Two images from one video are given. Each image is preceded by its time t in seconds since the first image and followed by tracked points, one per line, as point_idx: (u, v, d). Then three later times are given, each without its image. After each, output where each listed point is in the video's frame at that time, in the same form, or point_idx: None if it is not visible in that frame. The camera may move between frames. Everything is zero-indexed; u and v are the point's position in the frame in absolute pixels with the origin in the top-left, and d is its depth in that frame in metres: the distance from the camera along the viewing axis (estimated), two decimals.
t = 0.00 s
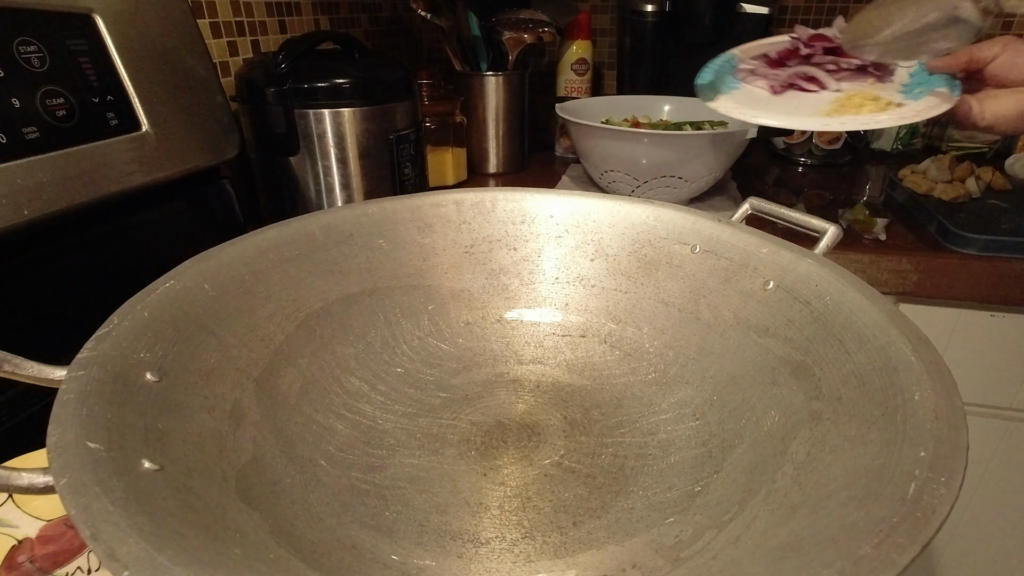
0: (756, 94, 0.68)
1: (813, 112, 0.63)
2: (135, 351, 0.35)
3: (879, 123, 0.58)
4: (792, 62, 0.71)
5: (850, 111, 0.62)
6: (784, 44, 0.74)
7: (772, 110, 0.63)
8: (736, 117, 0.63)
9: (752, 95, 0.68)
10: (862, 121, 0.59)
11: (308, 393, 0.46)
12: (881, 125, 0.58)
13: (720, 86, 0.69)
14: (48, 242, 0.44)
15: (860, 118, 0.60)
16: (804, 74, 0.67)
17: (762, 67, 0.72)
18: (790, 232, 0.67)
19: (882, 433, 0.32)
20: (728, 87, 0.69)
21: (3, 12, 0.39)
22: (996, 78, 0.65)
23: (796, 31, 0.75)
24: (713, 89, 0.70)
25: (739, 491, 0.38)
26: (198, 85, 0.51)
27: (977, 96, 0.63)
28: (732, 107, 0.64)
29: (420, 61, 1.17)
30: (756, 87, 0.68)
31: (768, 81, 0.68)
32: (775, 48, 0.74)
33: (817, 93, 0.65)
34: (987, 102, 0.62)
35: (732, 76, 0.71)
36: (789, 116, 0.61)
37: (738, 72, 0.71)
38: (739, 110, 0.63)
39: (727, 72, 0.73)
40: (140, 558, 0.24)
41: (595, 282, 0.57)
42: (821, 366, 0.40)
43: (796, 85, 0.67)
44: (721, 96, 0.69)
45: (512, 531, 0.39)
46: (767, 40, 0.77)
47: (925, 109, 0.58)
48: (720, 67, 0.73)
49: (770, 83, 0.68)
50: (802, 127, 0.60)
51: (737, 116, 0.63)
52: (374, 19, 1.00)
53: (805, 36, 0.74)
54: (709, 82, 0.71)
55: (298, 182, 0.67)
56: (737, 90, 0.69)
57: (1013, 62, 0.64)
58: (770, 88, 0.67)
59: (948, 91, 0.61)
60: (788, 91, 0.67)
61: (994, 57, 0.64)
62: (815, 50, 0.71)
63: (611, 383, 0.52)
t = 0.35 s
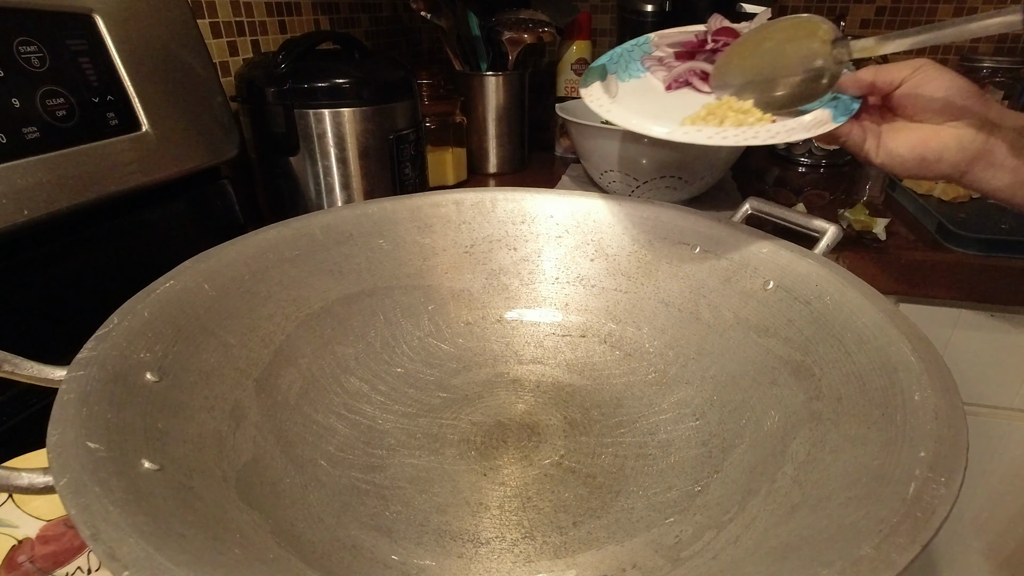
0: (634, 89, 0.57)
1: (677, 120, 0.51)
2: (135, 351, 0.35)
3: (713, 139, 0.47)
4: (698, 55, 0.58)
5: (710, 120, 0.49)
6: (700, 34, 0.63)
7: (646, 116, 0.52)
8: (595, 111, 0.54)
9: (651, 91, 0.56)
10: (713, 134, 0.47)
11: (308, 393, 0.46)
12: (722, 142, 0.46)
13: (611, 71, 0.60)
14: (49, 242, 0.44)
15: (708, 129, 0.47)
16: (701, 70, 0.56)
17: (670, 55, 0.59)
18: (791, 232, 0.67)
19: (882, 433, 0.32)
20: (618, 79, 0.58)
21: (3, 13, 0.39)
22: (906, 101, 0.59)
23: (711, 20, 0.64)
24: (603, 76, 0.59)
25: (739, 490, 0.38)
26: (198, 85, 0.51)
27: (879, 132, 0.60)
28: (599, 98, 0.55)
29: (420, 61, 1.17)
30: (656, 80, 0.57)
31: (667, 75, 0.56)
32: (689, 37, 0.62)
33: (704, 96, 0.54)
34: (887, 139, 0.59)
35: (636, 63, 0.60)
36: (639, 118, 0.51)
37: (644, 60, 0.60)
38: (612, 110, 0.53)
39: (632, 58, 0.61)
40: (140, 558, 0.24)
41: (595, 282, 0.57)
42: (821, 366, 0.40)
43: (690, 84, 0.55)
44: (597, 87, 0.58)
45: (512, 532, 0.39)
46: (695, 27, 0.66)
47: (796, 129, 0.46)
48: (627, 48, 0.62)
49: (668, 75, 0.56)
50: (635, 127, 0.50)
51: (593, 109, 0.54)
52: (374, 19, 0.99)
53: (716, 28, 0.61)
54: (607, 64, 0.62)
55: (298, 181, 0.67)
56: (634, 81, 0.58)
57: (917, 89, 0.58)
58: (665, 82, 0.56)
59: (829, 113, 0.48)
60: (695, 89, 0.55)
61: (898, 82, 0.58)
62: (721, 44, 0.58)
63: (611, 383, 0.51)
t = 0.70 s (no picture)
0: (600, 121, 0.64)
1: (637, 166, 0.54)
2: (135, 351, 0.35)
3: (661, 183, 0.50)
4: (668, 74, 0.66)
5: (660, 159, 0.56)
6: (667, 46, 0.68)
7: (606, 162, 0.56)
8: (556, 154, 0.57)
9: (616, 120, 0.64)
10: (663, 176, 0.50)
11: (308, 393, 0.46)
12: (673, 185, 0.49)
13: (581, 99, 0.65)
14: (49, 242, 0.44)
15: (658, 173, 0.50)
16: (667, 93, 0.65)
17: (641, 73, 0.67)
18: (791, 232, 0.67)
19: (882, 433, 0.32)
20: (590, 104, 0.65)
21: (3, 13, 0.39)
22: (877, 123, 0.63)
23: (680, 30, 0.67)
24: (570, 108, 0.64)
25: (739, 490, 0.38)
26: (198, 86, 0.51)
27: (844, 153, 0.64)
28: (562, 140, 0.59)
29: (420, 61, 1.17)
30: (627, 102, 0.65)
31: (638, 98, 0.65)
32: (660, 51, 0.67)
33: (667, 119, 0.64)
34: (852, 161, 0.64)
35: (611, 83, 0.66)
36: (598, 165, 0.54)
37: (619, 78, 0.66)
38: (571, 155, 0.56)
39: (605, 77, 0.67)
40: (141, 558, 0.24)
41: (595, 281, 0.57)
42: (821, 366, 0.40)
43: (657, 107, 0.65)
44: (563, 124, 0.61)
45: (512, 531, 0.39)
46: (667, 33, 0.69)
47: (743, 168, 0.49)
48: (602, 68, 0.67)
49: (638, 97, 0.66)
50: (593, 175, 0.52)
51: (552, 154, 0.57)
52: (374, 19, 1.00)
53: (682, 44, 0.66)
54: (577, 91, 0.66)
55: (298, 182, 0.67)
56: (606, 104, 0.65)
57: (888, 107, 0.61)
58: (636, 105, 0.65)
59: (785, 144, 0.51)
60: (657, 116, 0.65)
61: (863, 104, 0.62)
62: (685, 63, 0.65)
63: (612, 383, 0.52)
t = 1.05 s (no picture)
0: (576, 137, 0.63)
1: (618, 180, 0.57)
2: (135, 351, 0.35)
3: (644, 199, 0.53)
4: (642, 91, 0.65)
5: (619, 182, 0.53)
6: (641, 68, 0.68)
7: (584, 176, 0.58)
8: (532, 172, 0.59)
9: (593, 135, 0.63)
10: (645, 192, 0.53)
11: (308, 393, 0.46)
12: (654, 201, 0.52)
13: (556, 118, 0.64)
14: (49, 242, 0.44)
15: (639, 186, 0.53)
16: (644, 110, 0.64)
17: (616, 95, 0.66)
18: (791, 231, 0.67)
19: (882, 433, 0.32)
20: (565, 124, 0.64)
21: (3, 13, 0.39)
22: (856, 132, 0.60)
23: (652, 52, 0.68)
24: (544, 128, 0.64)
25: (739, 490, 0.38)
26: (198, 86, 0.51)
27: (827, 162, 0.63)
28: (536, 157, 0.60)
29: (420, 61, 1.17)
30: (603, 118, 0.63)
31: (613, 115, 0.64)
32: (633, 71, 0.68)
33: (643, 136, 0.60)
34: (835, 170, 0.63)
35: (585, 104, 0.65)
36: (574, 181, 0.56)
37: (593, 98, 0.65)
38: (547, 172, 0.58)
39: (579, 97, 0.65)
40: (141, 558, 0.24)
41: (595, 281, 0.57)
42: (821, 366, 0.40)
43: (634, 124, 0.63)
44: (537, 142, 0.62)
45: (512, 531, 0.39)
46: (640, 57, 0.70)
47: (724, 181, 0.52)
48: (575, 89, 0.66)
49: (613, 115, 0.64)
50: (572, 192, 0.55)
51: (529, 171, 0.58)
52: (374, 19, 0.99)
53: (655, 63, 0.66)
54: (551, 111, 0.65)
55: (298, 181, 0.67)
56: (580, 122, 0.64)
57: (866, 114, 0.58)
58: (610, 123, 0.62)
59: (764, 156, 0.54)
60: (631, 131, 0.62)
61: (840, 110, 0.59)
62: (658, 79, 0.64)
63: (611, 383, 0.52)
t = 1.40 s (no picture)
0: (560, 141, 0.60)
1: (609, 186, 0.53)
2: (135, 351, 0.35)
3: (636, 209, 0.49)
4: (630, 90, 0.61)
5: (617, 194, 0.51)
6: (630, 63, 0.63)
7: (571, 181, 0.54)
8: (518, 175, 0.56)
9: (577, 138, 0.60)
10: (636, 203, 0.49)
11: (308, 393, 0.46)
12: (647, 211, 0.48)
13: (540, 118, 0.62)
14: (49, 243, 0.44)
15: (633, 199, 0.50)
16: (632, 112, 0.60)
17: (603, 92, 0.63)
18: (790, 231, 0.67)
19: (882, 433, 0.32)
20: (549, 123, 0.62)
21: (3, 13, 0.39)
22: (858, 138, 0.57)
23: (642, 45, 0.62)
24: (528, 128, 0.62)
25: (739, 491, 0.38)
26: (198, 85, 0.51)
27: (827, 168, 0.61)
28: (522, 161, 0.58)
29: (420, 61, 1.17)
30: (588, 120, 0.61)
31: (597, 115, 0.61)
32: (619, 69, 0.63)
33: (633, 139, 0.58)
34: (836, 176, 0.60)
35: (570, 101, 0.63)
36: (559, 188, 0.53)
37: (578, 95, 0.63)
38: (532, 176, 0.55)
39: (563, 95, 0.64)
40: (141, 558, 0.24)
41: (595, 281, 0.57)
42: (821, 366, 0.40)
43: (621, 126, 0.60)
44: (522, 143, 0.60)
45: (512, 531, 0.39)
46: (630, 50, 0.65)
47: (724, 190, 0.48)
48: (559, 86, 0.64)
49: (600, 116, 0.61)
50: (560, 200, 0.51)
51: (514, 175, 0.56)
52: (374, 19, 1.00)
53: (645, 59, 0.61)
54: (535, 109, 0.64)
55: (298, 181, 0.67)
56: (566, 123, 0.62)
57: (870, 121, 0.54)
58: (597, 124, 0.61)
59: (765, 163, 0.50)
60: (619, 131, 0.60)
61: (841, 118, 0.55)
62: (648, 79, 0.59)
63: (610, 383, 0.53)
